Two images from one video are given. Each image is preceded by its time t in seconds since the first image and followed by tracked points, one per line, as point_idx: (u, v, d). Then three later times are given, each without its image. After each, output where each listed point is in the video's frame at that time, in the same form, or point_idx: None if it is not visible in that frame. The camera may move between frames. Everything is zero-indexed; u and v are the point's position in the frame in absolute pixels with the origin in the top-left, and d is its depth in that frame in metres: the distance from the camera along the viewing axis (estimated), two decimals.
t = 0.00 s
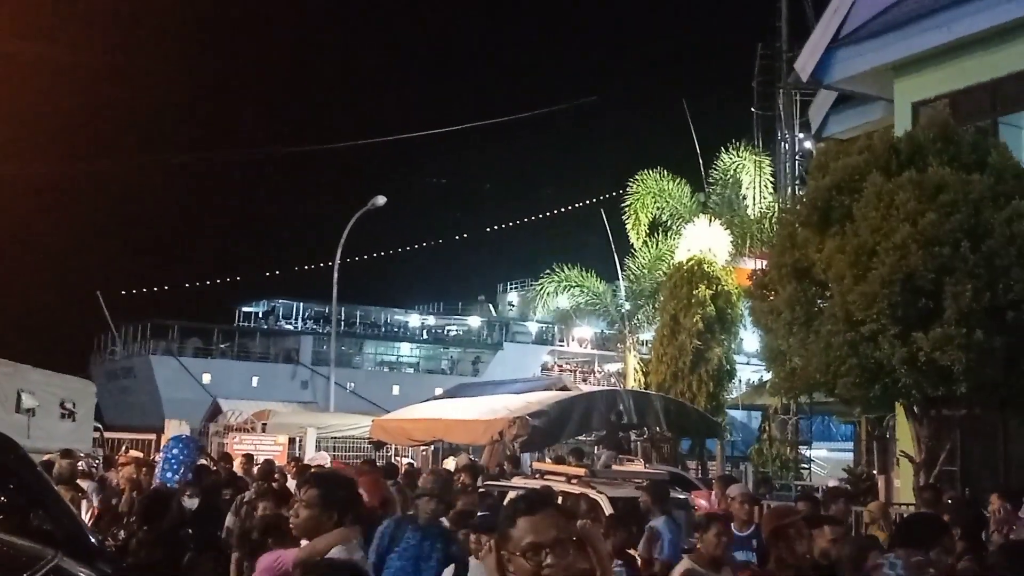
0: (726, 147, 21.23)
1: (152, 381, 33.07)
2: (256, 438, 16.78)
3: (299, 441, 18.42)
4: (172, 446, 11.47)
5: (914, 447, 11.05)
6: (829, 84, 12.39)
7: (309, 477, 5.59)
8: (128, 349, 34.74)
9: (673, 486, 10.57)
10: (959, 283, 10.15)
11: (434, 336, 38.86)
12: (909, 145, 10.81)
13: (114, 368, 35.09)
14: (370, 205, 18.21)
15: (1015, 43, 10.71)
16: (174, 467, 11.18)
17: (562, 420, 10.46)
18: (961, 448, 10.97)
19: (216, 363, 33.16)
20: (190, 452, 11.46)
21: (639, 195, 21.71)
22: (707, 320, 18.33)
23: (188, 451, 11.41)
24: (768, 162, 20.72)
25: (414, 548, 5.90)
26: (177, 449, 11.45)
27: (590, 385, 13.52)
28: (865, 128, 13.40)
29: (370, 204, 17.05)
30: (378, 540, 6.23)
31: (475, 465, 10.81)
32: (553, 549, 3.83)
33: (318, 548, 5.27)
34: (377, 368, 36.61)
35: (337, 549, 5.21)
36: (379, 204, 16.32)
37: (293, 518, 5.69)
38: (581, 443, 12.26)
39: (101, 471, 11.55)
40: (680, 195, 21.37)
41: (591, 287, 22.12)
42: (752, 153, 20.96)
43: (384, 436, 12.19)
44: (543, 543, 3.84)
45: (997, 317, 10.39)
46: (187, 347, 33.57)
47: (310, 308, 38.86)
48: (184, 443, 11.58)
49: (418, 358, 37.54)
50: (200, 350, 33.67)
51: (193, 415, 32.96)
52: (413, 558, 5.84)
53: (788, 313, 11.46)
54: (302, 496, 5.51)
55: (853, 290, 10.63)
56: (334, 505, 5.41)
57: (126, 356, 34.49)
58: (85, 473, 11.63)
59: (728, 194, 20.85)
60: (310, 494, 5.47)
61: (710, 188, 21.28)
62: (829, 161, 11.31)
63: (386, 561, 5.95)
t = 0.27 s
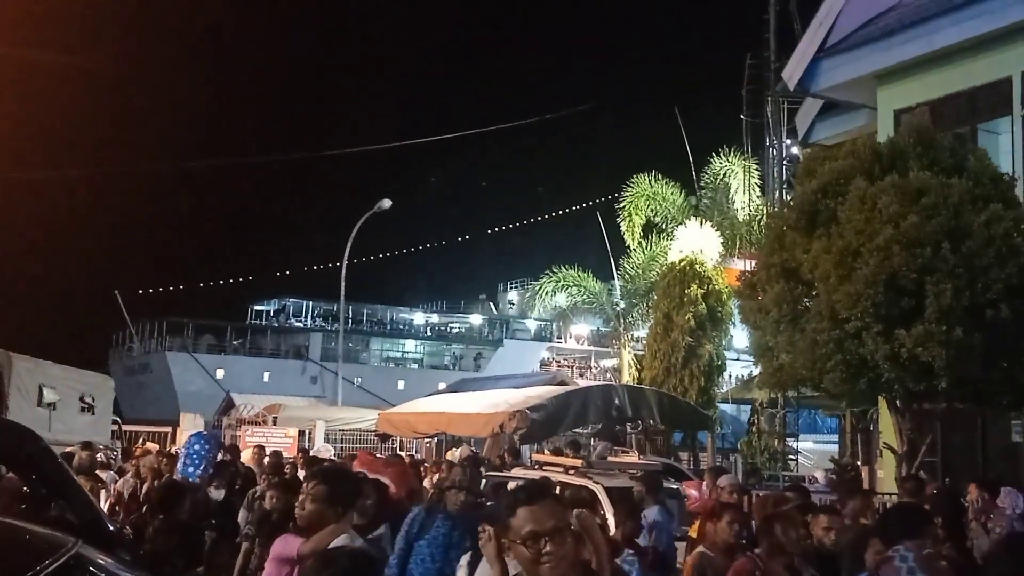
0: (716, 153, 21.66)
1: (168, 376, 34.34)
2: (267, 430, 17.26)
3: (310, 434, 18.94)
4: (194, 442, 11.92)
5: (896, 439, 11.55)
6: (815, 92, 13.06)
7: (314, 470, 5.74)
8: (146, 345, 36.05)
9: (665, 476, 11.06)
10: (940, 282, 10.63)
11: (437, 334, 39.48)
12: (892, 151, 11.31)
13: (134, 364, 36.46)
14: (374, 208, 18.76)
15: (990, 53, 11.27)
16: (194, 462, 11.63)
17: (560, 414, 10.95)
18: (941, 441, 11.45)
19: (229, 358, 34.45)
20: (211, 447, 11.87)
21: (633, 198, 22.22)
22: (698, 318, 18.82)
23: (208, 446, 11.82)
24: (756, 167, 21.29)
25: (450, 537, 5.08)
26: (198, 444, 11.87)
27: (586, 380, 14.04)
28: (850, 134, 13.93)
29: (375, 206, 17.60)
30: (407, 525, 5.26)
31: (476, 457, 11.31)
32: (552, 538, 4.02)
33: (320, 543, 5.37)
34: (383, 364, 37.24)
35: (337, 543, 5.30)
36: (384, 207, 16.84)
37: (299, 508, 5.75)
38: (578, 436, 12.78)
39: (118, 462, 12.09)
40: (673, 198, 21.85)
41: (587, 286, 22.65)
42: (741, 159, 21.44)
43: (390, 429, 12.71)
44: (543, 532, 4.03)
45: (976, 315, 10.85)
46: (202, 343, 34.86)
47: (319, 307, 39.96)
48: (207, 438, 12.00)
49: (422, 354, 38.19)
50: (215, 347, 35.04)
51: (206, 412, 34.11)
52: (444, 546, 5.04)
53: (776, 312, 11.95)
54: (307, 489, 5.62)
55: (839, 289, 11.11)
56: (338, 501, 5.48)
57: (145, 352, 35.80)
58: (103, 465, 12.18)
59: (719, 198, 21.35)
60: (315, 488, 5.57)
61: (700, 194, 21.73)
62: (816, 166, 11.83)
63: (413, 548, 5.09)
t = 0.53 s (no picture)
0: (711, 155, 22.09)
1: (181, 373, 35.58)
2: (276, 426, 17.76)
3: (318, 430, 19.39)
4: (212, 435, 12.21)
5: (883, 435, 11.94)
6: (804, 99, 13.48)
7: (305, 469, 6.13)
8: (160, 344, 37.28)
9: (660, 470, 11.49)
10: (925, 282, 11.03)
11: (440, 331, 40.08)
12: (879, 156, 11.73)
13: (150, 361, 37.77)
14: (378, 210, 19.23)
15: (971, 64, 11.77)
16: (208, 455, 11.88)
17: (558, 409, 11.37)
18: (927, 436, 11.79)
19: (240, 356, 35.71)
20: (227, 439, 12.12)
21: (628, 202, 22.56)
22: (692, 317, 19.27)
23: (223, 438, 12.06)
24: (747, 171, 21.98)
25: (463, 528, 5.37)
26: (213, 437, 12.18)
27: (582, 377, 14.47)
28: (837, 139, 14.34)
29: (380, 208, 18.04)
30: (419, 521, 5.49)
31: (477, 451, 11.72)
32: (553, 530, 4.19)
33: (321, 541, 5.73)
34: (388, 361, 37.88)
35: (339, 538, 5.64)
36: (389, 211, 17.27)
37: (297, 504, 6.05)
38: (576, 430, 13.22)
39: (133, 457, 12.57)
40: (668, 202, 22.20)
41: (585, 287, 23.30)
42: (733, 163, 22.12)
43: (395, 424, 13.17)
44: (543, 524, 4.19)
45: (960, 313, 11.23)
46: (214, 342, 36.14)
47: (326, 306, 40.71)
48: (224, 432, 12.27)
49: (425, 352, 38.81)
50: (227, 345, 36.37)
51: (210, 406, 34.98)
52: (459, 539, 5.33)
53: (767, 311, 12.37)
54: (303, 489, 6.00)
55: (827, 289, 11.51)
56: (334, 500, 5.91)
57: (159, 350, 37.09)
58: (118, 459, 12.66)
59: (711, 200, 22.04)
60: (311, 488, 5.97)
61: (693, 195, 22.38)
62: (805, 170, 12.26)
63: (429, 544, 5.35)
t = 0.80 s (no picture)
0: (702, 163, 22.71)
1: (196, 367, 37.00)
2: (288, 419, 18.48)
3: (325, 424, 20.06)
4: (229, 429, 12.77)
5: (864, 428, 12.55)
6: (789, 109, 14.22)
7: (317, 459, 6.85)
8: (176, 339, 38.64)
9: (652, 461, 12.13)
10: (903, 283, 11.62)
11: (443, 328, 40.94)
12: (861, 163, 12.35)
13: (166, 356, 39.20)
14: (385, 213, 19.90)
15: (941, 77, 12.56)
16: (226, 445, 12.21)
17: (555, 404, 11.97)
18: (906, 428, 12.35)
19: (252, 352, 37.01)
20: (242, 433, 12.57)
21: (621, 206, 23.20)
22: (683, 316, 19.87)
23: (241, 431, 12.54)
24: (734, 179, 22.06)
25: (471, 520, 5.76)
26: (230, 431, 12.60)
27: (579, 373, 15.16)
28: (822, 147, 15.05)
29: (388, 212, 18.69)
30: (429, 519, 5.90)
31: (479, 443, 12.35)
32: (550, 518, 4.33)
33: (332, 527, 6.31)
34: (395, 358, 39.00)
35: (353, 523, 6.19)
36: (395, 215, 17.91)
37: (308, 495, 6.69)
38: (572, 424, 13.88)
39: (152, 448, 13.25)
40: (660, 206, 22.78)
41: (581, 287, 24.02)
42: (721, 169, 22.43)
43: (402, 418, 13.83)
44: (542, 513, 4.36)
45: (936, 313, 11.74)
46: (228, 338, 37.50)
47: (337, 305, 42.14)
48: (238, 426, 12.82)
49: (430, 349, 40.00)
50: (239, 342, 37.66)
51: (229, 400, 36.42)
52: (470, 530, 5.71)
53: (754, 310, 12.99)
54: (314, 480, 6.63)
55: (810, 289, 12.10)
56: (345, 487, 6.59)
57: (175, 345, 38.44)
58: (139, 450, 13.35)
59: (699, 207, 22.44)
60: (321, 478, 6.62)
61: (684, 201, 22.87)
62: (791, 176, 12.89)
63: (442, 539, 5.76)
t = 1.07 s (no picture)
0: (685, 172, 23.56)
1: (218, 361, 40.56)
2: (303, 408, 19.66)
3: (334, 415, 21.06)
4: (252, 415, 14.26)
5: (837, 417, 13.65)
6: (770, 120, 16.36)
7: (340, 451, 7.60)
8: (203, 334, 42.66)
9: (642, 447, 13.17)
10: (873, 283, 12.49)
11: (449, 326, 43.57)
12: (835, 171, 13.32)
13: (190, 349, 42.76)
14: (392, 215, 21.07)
15: (907, 94, 14.58)
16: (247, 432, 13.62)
17: (552, 394, 12.93)
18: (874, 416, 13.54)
19: (274, 347, 41.46)
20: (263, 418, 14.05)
21: (612, 213, 24.40)
22: (671, 313, 20.73)
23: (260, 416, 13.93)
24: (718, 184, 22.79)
25: (483, 500, 6.85)
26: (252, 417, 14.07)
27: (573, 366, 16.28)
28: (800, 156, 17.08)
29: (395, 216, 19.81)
30: (446, 499, 6.98)
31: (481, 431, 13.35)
32: (546, 499, 5.14)
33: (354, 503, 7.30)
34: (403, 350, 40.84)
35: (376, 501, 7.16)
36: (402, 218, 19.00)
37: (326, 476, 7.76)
38: (568, 412, 14.94)
39: (179, 435, 14.35)
40: (650, 214, 23.85)
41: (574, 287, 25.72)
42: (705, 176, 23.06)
43: (410, 408, 14.89)
44: (539, 497, 5.15)
45: (905, 311, 12.56)
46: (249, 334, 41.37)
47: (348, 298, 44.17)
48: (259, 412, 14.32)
49: (435, 344, 41.97)
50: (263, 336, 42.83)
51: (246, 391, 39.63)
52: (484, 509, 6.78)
53: (735, 307, 13.99)
54: (333, 461, 7.61)
55: (788, 289, 13.02)
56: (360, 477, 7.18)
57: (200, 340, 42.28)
58: (167, 437, 14.46)
59: (686, 212, 23.18)
60: (340, 460, 7.57)
61: (671, 207, 23.78)
62: (770, 184, 13.87)
63: (459, 518, 6.82)
